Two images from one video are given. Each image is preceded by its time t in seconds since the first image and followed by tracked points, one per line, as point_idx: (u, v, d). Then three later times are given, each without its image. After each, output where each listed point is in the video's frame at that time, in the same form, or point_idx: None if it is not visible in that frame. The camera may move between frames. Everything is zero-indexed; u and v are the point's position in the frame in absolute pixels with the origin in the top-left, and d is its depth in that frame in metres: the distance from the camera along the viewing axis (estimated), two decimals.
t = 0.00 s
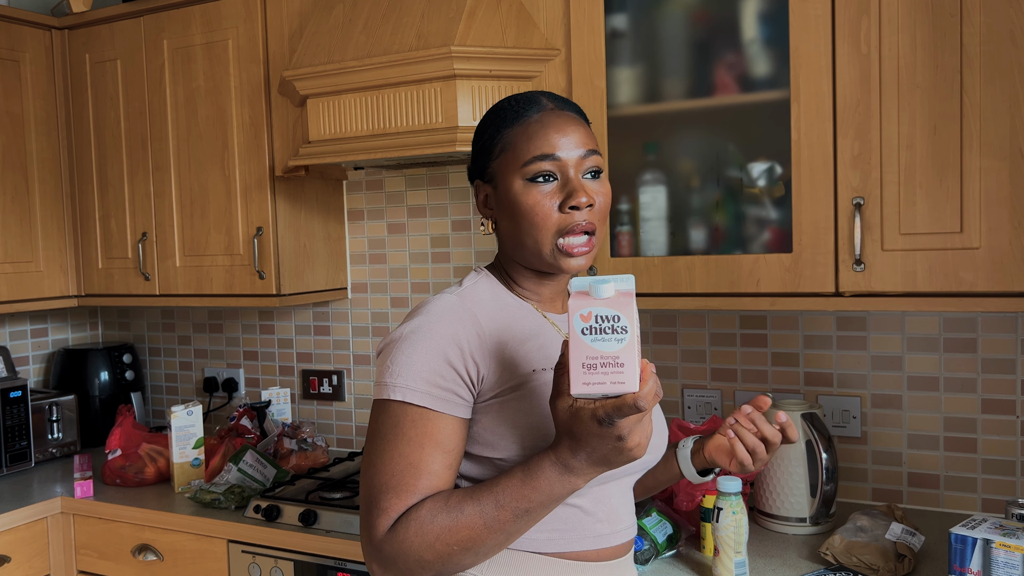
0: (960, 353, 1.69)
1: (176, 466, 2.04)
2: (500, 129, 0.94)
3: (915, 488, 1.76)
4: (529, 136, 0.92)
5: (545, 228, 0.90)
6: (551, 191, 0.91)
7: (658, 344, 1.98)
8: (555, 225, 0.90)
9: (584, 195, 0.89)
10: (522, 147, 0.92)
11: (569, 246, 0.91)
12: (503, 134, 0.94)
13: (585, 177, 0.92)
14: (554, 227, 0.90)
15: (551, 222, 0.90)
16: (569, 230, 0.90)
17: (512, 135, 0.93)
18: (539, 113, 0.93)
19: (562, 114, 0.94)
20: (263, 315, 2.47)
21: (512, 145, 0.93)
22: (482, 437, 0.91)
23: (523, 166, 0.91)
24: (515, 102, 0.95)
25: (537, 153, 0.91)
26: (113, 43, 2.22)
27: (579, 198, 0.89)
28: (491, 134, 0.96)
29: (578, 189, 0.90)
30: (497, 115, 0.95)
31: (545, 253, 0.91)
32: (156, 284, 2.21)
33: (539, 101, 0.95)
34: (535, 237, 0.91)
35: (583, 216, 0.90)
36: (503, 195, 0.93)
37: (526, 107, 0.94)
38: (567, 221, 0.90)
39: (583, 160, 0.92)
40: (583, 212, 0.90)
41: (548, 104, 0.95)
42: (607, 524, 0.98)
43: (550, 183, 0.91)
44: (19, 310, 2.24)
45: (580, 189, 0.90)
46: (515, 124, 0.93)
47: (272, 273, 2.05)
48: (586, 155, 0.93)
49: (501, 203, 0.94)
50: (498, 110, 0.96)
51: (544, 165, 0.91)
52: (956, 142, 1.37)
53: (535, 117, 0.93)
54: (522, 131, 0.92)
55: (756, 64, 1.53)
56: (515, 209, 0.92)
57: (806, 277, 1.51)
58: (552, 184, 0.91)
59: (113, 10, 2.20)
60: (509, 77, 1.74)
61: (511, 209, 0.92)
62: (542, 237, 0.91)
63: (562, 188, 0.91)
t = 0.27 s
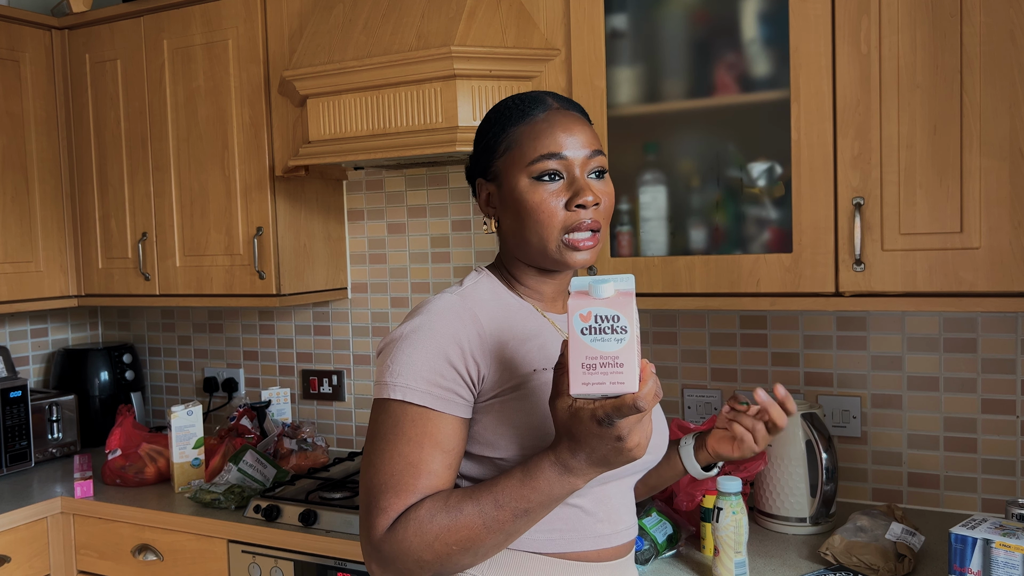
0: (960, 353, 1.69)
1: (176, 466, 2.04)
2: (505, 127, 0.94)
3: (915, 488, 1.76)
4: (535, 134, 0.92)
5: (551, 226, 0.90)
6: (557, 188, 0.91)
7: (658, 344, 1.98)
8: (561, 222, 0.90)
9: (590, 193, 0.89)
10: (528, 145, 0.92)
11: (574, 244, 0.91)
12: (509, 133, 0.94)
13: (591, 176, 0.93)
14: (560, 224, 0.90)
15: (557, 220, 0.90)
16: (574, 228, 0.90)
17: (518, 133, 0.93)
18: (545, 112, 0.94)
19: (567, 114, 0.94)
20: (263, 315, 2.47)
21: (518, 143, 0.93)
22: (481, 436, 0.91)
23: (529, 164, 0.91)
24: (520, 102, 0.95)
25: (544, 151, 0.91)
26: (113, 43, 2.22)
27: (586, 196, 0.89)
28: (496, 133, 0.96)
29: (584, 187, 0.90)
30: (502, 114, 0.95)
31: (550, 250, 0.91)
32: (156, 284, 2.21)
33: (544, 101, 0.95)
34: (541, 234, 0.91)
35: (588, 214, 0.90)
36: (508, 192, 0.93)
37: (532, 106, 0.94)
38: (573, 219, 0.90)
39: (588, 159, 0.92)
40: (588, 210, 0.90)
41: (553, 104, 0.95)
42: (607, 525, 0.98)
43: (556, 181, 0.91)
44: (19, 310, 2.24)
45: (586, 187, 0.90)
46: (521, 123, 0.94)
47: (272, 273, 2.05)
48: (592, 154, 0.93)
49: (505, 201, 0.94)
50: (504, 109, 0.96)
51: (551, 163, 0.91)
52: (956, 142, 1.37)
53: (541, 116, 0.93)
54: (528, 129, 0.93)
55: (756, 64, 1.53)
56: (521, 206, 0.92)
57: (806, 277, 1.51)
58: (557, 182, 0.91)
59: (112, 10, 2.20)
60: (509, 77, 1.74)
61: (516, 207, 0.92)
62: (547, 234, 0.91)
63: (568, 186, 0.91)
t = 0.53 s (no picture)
0: (960, 353, 1.69)
1: (176, 466, 2.04)
2: (506, 125, 0.95)
3: (914, 488, 1.76)
4: (535, 131, 0.92)
5: (552, 221, 0.90)
6: (558, 184, 0.91)
7: (658, 344, 1.98)
8: (561, 217, 0.90)
9: (591, 187, 0.89)
10: (529, 141, 0.92)
11: (576, 240, 0.90)
12: (509, 130, 0.94)
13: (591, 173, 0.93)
14: (560, 219, 0.90)
15: (558, 215, 0.90)
16: (575, 223, 0.90)
17: (518, 130, 0.93)
18: (544, 109, 0.94)
19: (567, 111, 0.94)
20: (263, 315, 2.47)
21: (519, 140, 0.93)
22: (482, 436, 0.91)
23: (530, 160, 0.91)
24: (520, 100, 0.96)
25: (544, 146, 0.91)
26: (113, 43, 2.22)
27: (587, 190, 0.89)
28: (496, 131, 0.96)
29: (585, 182, 0.90)
30: (502, 113, 0.96)
31: (552, 245, 0.91)
32: (156, 284, 2.21)
33: (544, 99, 0.96)
34: (542, 229, 0.91)
35: (589, 209, 0.90)
36: (509, 190, 0.93)
37: (532, 104, 0.95)
38: (574, 214, 0.90)
39: (589, 155, 0.93)
40: (589, 205, 0.90)
41: (554, 102, 0.95)
42: (607, 525, 0.98)
43: (557, 177, 0.91)
44: (19, 310, 2.24)
45: (587, 182, 0.90)
46: (521, 120, 0.94)
47: (272, 273, 2.05)
48: (592, 150, 0.93)
49: (506, 198, 0.94)
50: (504, 108, 0.96)
51: (551, 158, 0.91)
52: (956, 142, 1.37)
53: (541, 113, 0.94)
54: (528, 126, 0.93)
55: (756, 64, 1.53)
56: (522, 202, 0.91)
57: (806, 277, 1.51)
58: (558, 177, 0.91)
59: (112, 10, 2.20)
60: (509, 77, 1.74)
61: (516, 203, 0.92)
62: (548, 229, 0.90)
63: (569, 181, 0.91)
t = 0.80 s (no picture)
0: (960, 353, 1.69)
1: (176, 466, 2.04)
2: (507, 121, 0.95)
3: (914, 489, 1.76)
4: (535, 126, 0.93)
5: (548, 215, 0.90)
6: (556, 179, 0.91)
7: (658, 344, 1.98)
8: (558, 211, 0.90)
9: (589, 183, 0.89)
10: (528, 136, 0.92)
11: (571, 235, 0.90)
12: (510, 125, 0.94)
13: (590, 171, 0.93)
14: (556, 214, 0.90)
15: (554, 210, 0.90)
16: (571, 218, 0.90)
17: (519, 126, 0.93)
18: (546, 107, 0.95)
19: (569, 110, 0.95)
20: (263, 315, 2.47)
21: (519, 136, 0.93)
22: (482, 436, 0.91)
23: (529, 154, 0.92)
24: (524, 98, 0.97)
25: (544, 141, 0.92)
26: (113, 43, 2.22)
27: (584, 185, 0.89)
28: (498, 128, 0.96)
29: (582, 178, 0.90)
30: (505, 109, 0.96)
31: (547, 239, 0.90)
32: (156, 284, 2.21)
33: (547, 98, 0.96)
34: (538, 224, 0.90)
35: (586, 205, 0.89)
36: (507, 185, 0.93)
37: (534, 102, 0.95)
38: (571, 209, 0.90)
39: (588, 154, 0.93)
40: (586, 200, 0.89)
41: (556, 101, 0.96)
42: (609, 525, 0.97)
43: (556, 173, 0.91)
44: (19, 310, 2.24)
45: (585, 177, 0.90)
46: (522, 116, 0.94)
47: (272, 273, 2.05)
48: (593, 149, 0.94)
49: (504, 193, 0.94)
50: (507, 106, 0.97)
51: (550, 153, 0.91)
52: (956, 141, 1.37)
53: (542, 110, 0.94)
54: (529, 122, 0.93)
55: (756, 64, 1.53)
56: (519, 197, 0.91)
57: (806, 277, 1.51)
58: (556, 172, 0.91)
59: (112, 10, 2.20)
60: (509, 78, 1.73)
61: (514, 196, 0.92)
62: (544, 224, 0.90)
63: (567, 177, 0.91)
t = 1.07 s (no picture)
0: (960, 353, 1.69)
1: (176, 466, 2.04)
2: (510, 121, 0.95)
3: (914, 488, 1.76)
4: (537, 128, 0.92)
5: (546, 219, 0.90)
6: (555, 182, 0.91)
7: (658, 344, 1.98)
8: (556, 215, 0.90)
9: (588, 188, 0.89)
10: (529, 138, 0.92)
11: (569, 239, 0.90)
12: (512, 127, 0.94)
13: (591, 175, 0.93)
14: (554, 217, 0.90)
15: (552, 214, 0.90)
16: (570, 222, 0.90)
17: (521, 128, 0.93)
18: (550, 109, 0.94)
19: (573, 112, 0.94)
20: (263, 315, 2.47)
21: (521, 137, 0.93)
22: (483, 436, 0.91)
23: (529, 157, 0.91)
24: (528, 99, 0.96)
25: (545, 144, 0.91)
26: (113, 43, 2.22)
27: (583, 190, 0.89)
28: (502, 127, 0.96)
29: (582, 182, 0.90)
30: (508, 110, 0.96)
31: (545, 243, 0.91)
32: (156, 284, 2.20)
33: (551, 98, 0.96)
34: (536, 226, 0.91)
35: (585, 209, 0.90)
36: (507, 186, 0.93)
37: (538, 103, 0.95)
38: (569, 213, 0.90)
39: (590, 157, 0.92)
40: (585, 205, 0.90)
41: (560, 102, 0.95)
42: (609, 526, 0.98)
43: (556, 175, 0.91)
44: (19, 311, 2.24)
45: (585, 182, 0.90)
46: (525, 118, 0.94)
47: (272, 273, 2.05)
48: (595, 152, 0.93)
49: (505, 194, 0.94)
50: (509, 106, 0.97)
51: (551, 156, 0.91)
52: (956, 142, 1.37)
53: (546, 112, 0.94)
54: (531, 123, 0.93)
55: (756, 64, 1.53)
56: (519, 199, 0.92)
57: (806, 277, 1.51)
58: (556, 176, 0.91)
59: (112, 10, 2.20)
60: (509, 77, 1.73)
61: (514, 199, 0.92)
62: (543, 227, 0.90)
63: (567, 180, 0.91)
